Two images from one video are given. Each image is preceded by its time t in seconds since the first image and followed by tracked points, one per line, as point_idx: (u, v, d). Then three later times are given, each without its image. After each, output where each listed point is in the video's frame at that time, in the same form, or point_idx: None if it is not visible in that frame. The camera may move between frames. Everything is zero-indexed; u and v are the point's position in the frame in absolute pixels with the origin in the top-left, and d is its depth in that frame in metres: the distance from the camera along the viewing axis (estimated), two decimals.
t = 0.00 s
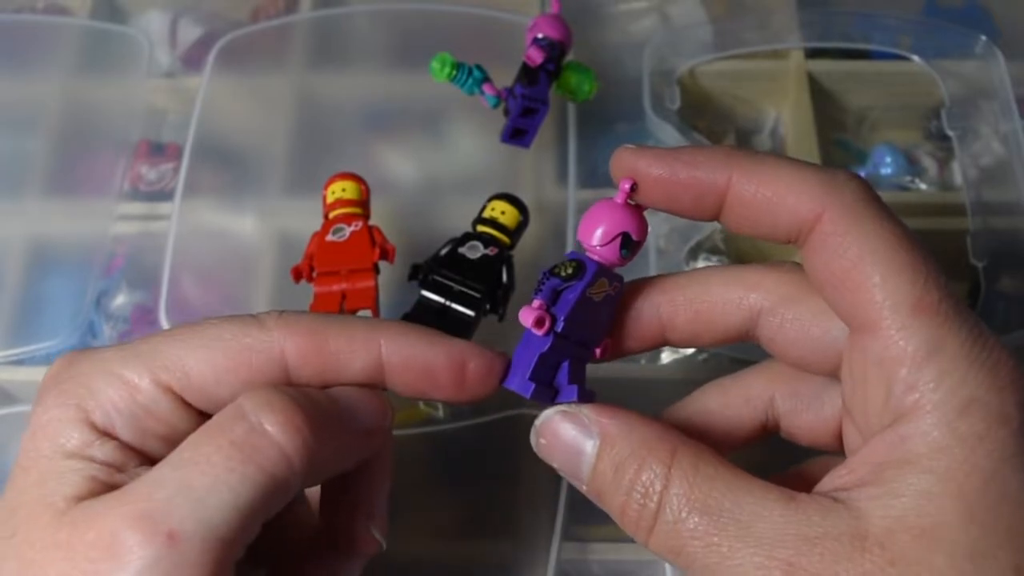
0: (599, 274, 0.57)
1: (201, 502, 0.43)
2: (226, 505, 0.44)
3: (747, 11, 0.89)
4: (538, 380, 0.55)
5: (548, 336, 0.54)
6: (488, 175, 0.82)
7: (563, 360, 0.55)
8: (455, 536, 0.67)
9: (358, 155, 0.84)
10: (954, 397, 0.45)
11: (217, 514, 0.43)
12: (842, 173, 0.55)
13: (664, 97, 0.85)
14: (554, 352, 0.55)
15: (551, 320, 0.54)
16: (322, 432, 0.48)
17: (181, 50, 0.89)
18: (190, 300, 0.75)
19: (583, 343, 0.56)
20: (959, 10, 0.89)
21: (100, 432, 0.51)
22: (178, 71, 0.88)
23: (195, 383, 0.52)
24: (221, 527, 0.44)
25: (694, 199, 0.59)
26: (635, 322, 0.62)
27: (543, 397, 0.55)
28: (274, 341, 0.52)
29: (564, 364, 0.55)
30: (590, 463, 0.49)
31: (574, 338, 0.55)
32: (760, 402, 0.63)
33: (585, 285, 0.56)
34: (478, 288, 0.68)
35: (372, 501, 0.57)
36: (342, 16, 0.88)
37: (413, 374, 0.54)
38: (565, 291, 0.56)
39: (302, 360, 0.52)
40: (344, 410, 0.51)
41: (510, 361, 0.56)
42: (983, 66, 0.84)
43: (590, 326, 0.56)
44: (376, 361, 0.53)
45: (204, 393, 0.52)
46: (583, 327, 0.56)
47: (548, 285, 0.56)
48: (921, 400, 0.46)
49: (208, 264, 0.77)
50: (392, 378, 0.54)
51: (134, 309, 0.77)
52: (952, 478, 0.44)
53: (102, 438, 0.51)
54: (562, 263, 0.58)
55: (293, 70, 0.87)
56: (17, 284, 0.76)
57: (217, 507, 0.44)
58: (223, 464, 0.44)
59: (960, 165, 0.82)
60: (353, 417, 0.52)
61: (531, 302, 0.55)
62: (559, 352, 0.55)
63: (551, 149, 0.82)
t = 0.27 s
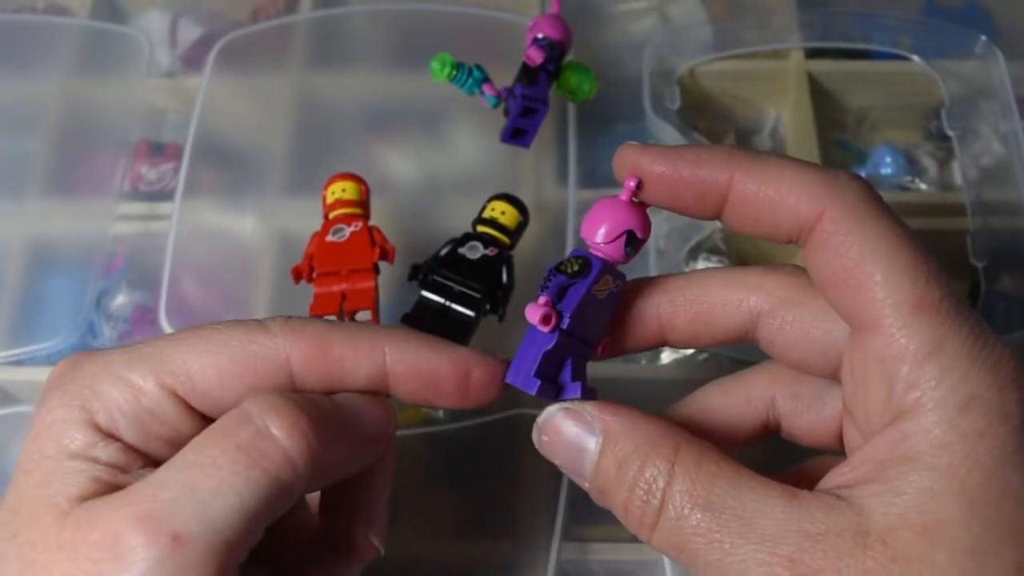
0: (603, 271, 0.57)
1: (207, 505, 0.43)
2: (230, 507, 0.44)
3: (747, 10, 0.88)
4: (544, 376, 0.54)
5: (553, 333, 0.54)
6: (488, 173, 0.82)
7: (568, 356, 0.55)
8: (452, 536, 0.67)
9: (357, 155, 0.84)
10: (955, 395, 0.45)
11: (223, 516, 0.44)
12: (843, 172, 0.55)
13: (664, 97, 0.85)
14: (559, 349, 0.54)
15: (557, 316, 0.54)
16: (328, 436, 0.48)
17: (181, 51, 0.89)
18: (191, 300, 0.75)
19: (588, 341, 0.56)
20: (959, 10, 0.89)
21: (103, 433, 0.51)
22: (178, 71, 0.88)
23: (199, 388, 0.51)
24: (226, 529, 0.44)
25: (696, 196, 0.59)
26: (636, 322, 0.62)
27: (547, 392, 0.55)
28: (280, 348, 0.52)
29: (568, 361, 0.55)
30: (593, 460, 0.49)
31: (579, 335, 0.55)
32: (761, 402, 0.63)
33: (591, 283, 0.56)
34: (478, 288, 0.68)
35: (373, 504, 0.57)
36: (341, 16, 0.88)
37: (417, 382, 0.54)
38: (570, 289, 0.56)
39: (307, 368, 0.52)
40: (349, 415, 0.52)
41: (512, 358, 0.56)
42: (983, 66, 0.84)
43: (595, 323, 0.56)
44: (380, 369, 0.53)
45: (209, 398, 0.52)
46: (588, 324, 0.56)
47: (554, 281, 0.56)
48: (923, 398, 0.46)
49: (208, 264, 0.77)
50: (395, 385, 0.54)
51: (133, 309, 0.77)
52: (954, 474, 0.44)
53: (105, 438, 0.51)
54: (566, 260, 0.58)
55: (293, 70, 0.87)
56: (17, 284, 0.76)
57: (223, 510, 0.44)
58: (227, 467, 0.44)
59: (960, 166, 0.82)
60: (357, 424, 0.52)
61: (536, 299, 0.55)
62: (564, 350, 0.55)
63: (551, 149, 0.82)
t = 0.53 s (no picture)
0: (610, 274, 0.57)
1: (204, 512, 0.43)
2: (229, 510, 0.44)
3: (747, 12, 0.88)
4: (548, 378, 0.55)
5: (559, 336, 0.55)
6: (489, 174, 0.82)
7: (574, 358, 0.55)
8: (449, 536, 0.67)
9: (358, 156, 0.84)
10: (961, 399, 0.46)
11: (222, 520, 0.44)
12: (849, 178, 0.55)
13: (665, 98, 0.85)
14: (564, 351, 0.55)
15: (563, 319, 0.54)
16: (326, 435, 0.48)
17: (182, 51, 0.89)
18: (191, 302, 0.75)
19: (593, 344, 0.57)
20: (959, 11, 0.89)
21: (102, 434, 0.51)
22: (178, 73, 0.88)
23: (196, 388, 0.51)
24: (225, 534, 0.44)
25: (701, 203, 0.59)
26: (642, 327, 0.63)
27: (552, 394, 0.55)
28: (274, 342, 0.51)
29: (574, 363, 0.56)
30: (598, 463, 0.49)
31: (584, 337, 0.56)
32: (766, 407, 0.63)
33: (597, 286, 0.56)
34: (478, 291, 0.68)
35: (366, 508, 0.58)
36: (341, 17, 0.88)
37: (411, 376, 0.53)
38: (576, 290, 0.56)
39: (303, 362, 0.52)
40: (345, 413, 0.51)
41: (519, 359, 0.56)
42: (984, 67, 0.84)
43: (601, 326, 0.57)
44: (375, 363, 0.53)
45: (206, 397, 0.52)
46: (594, 327, 0.56)
47: (561, 284, 0.56)
48: (929, 402, 0.46)
49: (208, 266, 0.77)
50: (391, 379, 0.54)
51: (134, 311, 0.77)
52: (960, 478, 0.45)
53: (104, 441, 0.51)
54: (572, 262, 0.59)
55: (293, 71, 0.87)
56: (17, 285, 0.76)
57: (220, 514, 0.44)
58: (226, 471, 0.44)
59: (960, 167, 0.82)
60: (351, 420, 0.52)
61: (543, 301, 0.56)
62: (568, 352, 0.55)
63: (552, 150, 0.83)
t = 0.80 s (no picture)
0: (615, 269, 0.58)
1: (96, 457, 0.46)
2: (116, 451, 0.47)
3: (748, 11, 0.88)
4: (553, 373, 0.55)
5: (563, 331, 0.55)
6: (490, 172, 0.82)
7: (578, 353, 0.56)
8: (448, 537, 0.66)
9: (359, 154, 0.84)
10: (966, 397, 0.46)
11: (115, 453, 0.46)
12: (853, 176, 0.55)
13: (666, 98, 0.85)
14: (568, 347, 0.55)
15: (567, 315, 0.55)
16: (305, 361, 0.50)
17: (182, 50, 0.89)
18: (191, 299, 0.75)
19: (597, 339, 0.57)
20: (959, 11, 0.89)
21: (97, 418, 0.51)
22: (179, 72, 0.87)
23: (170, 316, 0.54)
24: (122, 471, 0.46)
25: (706, 200, 0.59)
26: (645, 325, 0.64)
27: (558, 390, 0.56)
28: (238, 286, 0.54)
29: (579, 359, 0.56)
30: (601, 460, 0.49)
31: (588, 332, 0.56)
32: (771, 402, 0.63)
33: (601, 281, 0.57)
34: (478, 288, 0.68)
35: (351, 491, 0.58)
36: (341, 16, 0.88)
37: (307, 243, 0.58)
38: (581, 286, 0.56)
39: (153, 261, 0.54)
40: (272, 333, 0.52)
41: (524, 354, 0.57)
42: (985, 66, 0.84)
43: (605, 322, 0.57)
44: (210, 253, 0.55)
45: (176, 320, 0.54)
46: (598, 322, 0.57)
47: (565, 280, 0.57)
48: (934, 400, 0.46)
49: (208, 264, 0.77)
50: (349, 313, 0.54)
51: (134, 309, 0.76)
52: (965, 475, 0.45)
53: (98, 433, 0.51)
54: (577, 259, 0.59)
55: (293, 70, 0.87)
56: (17, 283, 0.76)
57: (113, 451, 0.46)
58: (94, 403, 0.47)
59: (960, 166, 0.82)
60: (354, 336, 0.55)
61: (548, 296, 0.56)
62: (573, 348, 0.55)
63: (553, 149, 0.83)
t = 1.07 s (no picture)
0: (614, 271, 0.58)
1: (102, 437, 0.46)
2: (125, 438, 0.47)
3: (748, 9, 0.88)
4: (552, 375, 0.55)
5: (563, 334, 0.55)
6: (491, 171, 0.82)
7: (578, 354, 0.56)
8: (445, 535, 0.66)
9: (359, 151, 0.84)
10: (966, 395, 0.46)
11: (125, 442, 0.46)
12: (853, 178, 0.55)
13: (666, 97, 0.85)
14: (568, 349, 0.55)
15: (567, 317, 0.54)
16: (277, 270, 0.53)
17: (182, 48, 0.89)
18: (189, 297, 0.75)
19: (597, 342, 0.57)
20: (960, 9, 0.89)
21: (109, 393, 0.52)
22: (180, 70, 0.87)
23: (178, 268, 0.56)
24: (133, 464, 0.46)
25: (706, 201, 0.59)
26: (645, 327, 0.64)
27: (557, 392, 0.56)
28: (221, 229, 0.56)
29: (578, 361, 0.56)
30: (602, 462, 0.49)
31: (588, 335, 0.56)
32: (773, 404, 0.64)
33: (601, 283, 0.57)
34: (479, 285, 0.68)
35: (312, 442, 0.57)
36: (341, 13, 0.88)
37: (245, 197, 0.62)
38: (581, 289, 0.56)
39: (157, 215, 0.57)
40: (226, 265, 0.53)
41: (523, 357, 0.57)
42: (985, 65, 0.84)
43: (604, 323, 0.57)
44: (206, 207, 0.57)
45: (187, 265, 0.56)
46: (598, 325, 0.57)
47: (565, 281, 0.56)
48: (934, 399, 0.46)
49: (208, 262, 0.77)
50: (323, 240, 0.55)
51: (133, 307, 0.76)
52: (965, 474, 0.45)
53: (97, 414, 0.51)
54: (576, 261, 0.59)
55: (293, 68, 0.87)
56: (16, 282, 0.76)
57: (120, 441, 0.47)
58: (98, 382, 0.47)
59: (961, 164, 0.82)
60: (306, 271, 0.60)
61: (548, 299, 0.56)
62: (573, 350, 0.55)
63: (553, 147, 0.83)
